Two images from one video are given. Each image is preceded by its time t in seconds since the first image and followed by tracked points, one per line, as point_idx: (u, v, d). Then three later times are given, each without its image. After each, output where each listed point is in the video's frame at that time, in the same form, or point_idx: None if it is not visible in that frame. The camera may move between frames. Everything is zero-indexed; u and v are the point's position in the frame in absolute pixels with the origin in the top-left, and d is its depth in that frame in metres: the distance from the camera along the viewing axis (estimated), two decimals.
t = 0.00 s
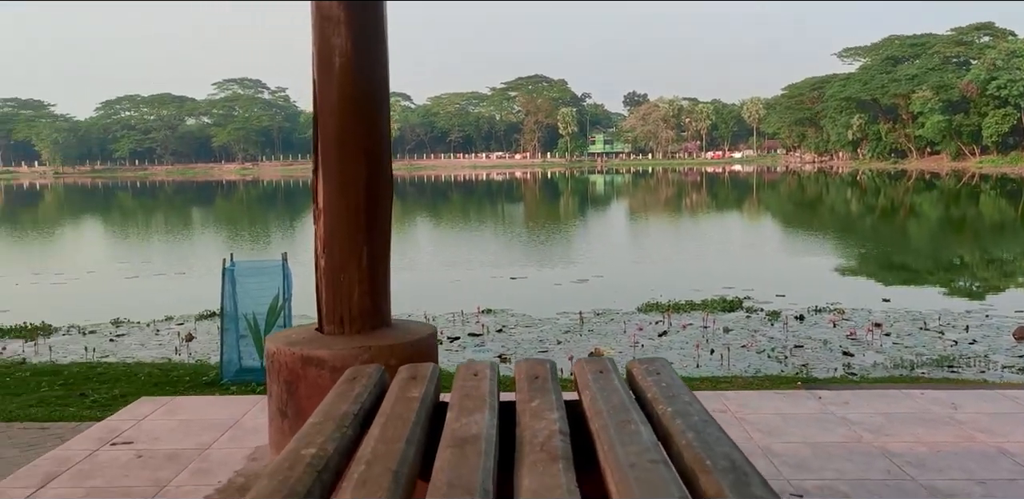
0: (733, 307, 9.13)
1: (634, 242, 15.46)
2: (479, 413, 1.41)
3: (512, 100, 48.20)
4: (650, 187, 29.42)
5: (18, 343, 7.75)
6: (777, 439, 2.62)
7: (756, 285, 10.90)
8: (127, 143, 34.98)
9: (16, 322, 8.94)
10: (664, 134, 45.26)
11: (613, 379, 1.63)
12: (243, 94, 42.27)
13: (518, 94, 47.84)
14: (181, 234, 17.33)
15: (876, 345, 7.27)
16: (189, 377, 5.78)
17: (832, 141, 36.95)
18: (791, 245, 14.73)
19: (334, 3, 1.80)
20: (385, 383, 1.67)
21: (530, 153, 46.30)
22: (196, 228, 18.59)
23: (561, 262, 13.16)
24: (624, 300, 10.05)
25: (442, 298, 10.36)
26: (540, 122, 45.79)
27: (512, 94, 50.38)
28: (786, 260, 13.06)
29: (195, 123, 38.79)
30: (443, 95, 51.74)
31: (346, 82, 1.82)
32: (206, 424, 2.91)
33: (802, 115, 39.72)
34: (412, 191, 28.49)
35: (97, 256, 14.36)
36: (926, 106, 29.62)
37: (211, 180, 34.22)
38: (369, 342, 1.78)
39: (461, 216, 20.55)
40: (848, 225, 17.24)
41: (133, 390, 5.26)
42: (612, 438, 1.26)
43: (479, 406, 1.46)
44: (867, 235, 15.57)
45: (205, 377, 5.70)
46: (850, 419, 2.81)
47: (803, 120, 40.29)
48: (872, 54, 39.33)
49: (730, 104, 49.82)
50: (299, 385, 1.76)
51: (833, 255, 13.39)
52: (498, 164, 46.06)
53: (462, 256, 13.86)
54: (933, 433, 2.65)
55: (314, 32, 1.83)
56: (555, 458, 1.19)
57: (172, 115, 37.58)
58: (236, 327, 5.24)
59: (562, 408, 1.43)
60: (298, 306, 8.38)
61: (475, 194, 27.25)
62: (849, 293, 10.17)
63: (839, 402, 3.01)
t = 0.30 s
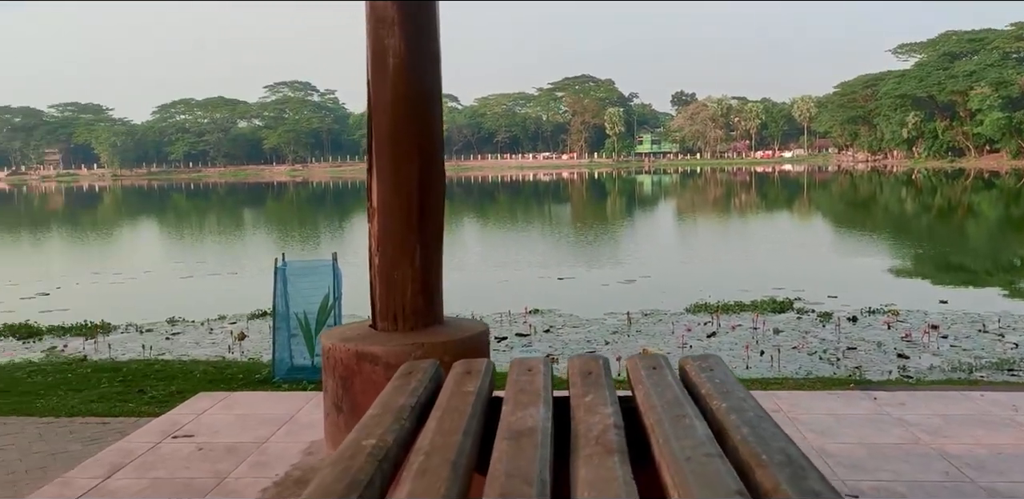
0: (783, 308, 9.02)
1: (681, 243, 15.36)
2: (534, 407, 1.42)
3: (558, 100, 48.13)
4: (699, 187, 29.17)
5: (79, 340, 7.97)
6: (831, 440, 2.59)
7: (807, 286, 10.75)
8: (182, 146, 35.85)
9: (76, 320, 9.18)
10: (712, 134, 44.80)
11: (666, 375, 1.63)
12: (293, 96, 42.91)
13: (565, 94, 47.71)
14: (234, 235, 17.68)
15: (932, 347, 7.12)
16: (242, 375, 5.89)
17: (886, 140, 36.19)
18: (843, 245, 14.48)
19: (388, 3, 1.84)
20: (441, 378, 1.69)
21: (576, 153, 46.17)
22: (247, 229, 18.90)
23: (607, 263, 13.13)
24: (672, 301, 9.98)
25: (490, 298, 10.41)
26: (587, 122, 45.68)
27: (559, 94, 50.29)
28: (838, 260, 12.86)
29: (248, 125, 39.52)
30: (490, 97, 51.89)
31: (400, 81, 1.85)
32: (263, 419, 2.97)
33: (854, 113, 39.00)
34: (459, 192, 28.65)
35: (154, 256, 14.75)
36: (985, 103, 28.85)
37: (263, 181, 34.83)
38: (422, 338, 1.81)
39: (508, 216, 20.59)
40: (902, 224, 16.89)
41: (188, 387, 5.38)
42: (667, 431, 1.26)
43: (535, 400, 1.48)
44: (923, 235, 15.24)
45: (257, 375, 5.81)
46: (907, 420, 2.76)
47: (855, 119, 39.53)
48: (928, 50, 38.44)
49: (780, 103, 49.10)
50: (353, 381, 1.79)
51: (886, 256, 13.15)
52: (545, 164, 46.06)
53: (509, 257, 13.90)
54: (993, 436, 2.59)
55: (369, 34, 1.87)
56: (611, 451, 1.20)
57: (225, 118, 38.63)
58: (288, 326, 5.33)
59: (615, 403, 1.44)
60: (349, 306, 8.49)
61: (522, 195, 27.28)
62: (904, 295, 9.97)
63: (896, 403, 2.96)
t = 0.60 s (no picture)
0: (855, 313, 8.82)
1: (748, 246, 15.13)
2: (611, 406, 1.43)
3: (622, 103, 47.80)
4: (766, 190, 28.68)
5: (156, 340, 8.24)
6: (911, 447, 2.54)
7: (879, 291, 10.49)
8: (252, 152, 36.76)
9: (153, 321, 9.50)
10: (780, 136, 43.94)
11: (743, 376, 1.62)
12: (359, 101, 43.54)
13: (629, 97, 47.33)
14: (303, 238, 18.07)
15: (1014, 355, 6.87)
16: (312, 375, 6.02)
17: (963, 141, 34.94)
18: (917, 249, 14.07)
19: (461, 8, 1.88)
20: (516, 377, 1.71)
21: (640, 156, 45.77)
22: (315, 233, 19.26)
23: (672, 266, 13.02)
24: (739, 305, 9.85)
25: (554, 301, 10.42)
26: (651, 125, 45.28)
27: (623, 97, 49.94)
28: (912, 265, 12.51)
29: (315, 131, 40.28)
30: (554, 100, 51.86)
31: (474, 85, 1.89)
32: (338, 417, 3.04)
33: (929, 113, 37.78)
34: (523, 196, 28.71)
35: (226, 258, 15.20)
36: None
37: (331, 186, 35.45)
38: (494, 339, 1.83)
39: (571, 220, 20.56)
40: (980, 228, 16.31)
41: (260, 386, 5.51)
42: (748, 431, 1.26)
43: (612, 398, 1.49)
44: (1002, 239, 14.71)
45: (327, 376, 5.92)
46: (991, 428, 2.68)
47: (931, 119, 38.29)
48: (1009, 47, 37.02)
49: (850, 104, 47.89)
50: (427, 380, 1.83)
51: (963, 260, 12.73)
52: (609, 168, 45.82)
53: (573, 260, 13.88)
54: None
55: (443, 39, 1.91)
56: (691, 450, 1.20)
57: (293, 124, 39.62)
58: (355, 328, 5.42)
59: (693, 403, 1.44)
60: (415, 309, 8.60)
61: (585, 198, 27.21)
62: (983, 301, 9.65)
63: (979, 411, 2.87)
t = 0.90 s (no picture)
0: (953, 323, 8.48)
1: (837, 253, 14.73)
2: (712, 410, 1.42)
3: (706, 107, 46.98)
4: (857, 195, 27.80)
5: (248, 341, 8.50)
6: None
7: (978, 300, 10.09)
8: (336, 159, 39.06)
9: (244, 323, 9.82)
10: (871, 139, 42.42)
11: (847, 383, 1.59)
12: (441, 108, 44.00)
13: (713, 101, 46.43)
14: (384, 244, 18.28)
15: None
16: (396, 377, 6.11)
17: None
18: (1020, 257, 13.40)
19: (555, 14, 1.91)
20: (612, 381, 1.72)
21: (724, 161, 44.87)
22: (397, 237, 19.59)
23: (757, 273, 12.81)
24: (829, 313, 9.60)
25: (637, 307, 10.37)
26: (735, 129, 44.34)
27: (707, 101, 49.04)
28: (1013, 273, 11.95)
29: (398, 138, 40.83)
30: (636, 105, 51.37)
31: (567, 90, 1.93)
32: (429, 418, 3.09)
33: None
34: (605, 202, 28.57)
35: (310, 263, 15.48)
36: None
37: (412, 192, 35.77)
38: (586, 343, 1.84)
39: (653, 225, 20.41)
40: None
41: (347, 388, 5.63)
42: (856, 440, 1.24)
43: (712, 403, 1.48)
44: None
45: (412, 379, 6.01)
46: None
47: None
48: None
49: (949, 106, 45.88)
50: (520, 382, 1.85)
51: None
52: (692, 174, 44.95)
53: (654, 266, 13.79)
54: None
55: (537, 45, 1.95)
56: (797, 457, 1.19)
57: (377, 131, 40.18)
58: (439, 332, 5.47)
59: (796, 410, 1.42)
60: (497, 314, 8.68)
61: (667, 204, 26.82)
62: None
63: None
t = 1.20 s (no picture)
0: None
1: (924, 262, 14.22)
2: (817, 421, 1.40)
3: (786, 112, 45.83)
4: (946, 201, 26.74)
5: (327, 344, 8.66)
6: None
7: None
8: (413, 166, 39.28)
9: (324, 326, 10.02)
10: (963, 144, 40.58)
11: (957, 393, 1.55)
12: (517, 114, 44.07)
13: (793, 105, 45.21)
14: (460, 250, 18.42)
15: None
16: (474, 382, 6.15)
17: None
18: None
19: (645, 20, 2.02)
20: (707, 388, 1.73)
21: (805, 167, 43.66)
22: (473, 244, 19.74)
23: (839, 281, 12.50)
24: (917, 323, 9.28)
25: (715, 315, 10.21)
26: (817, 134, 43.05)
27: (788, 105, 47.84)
28: None
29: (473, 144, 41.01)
30: (714, 110, 50.48)
31: (656, 93, 2.03)
32: (514, 423, 3.10)
33: None
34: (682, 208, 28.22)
35: (386, 269, 15.59)
36: None
37: (488, 198, 35.87)
38: (675, 349, 1.90)
39: (731, 232, 20.07)
40: None
41: (425, 392, 5.69)
42: (975, 453, 1.20)
43: (816, 412, 1.46)
44: None
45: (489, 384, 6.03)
46: None
47: None
48: None
49: None
50: (610, 388, 1.95)
51: None
52: (771, 180, 43.84)
53: (732, 274, 13.55)
54: None
55: (626, 50, 2.06)
56: (912, 468, 1.16)
57: (453, 138, 40.44)
58: (516, 338, 5.49)
59: (905, 421, 1.38)
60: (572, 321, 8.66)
61: (744, 211, 26.32)
62: None
63: None
